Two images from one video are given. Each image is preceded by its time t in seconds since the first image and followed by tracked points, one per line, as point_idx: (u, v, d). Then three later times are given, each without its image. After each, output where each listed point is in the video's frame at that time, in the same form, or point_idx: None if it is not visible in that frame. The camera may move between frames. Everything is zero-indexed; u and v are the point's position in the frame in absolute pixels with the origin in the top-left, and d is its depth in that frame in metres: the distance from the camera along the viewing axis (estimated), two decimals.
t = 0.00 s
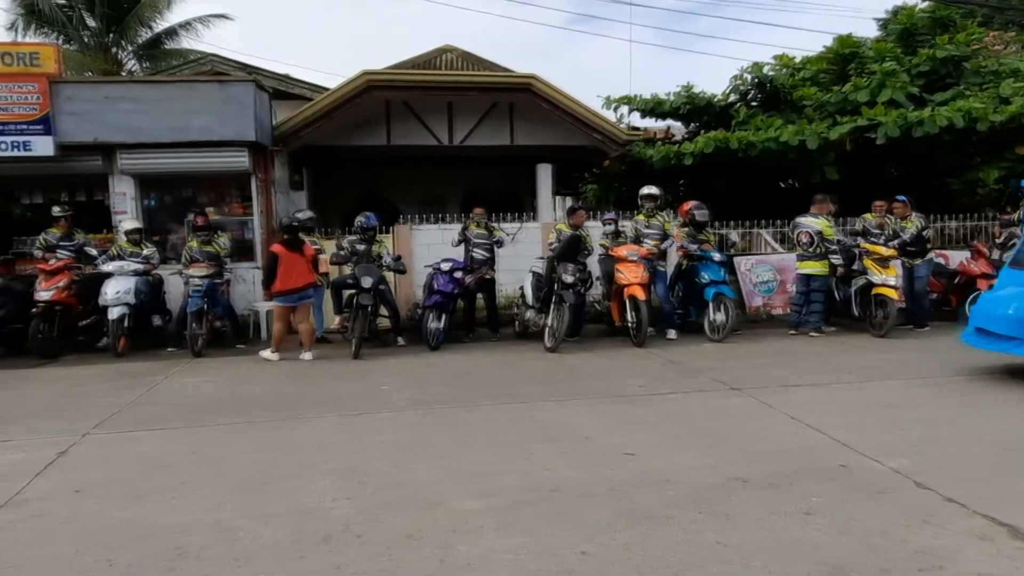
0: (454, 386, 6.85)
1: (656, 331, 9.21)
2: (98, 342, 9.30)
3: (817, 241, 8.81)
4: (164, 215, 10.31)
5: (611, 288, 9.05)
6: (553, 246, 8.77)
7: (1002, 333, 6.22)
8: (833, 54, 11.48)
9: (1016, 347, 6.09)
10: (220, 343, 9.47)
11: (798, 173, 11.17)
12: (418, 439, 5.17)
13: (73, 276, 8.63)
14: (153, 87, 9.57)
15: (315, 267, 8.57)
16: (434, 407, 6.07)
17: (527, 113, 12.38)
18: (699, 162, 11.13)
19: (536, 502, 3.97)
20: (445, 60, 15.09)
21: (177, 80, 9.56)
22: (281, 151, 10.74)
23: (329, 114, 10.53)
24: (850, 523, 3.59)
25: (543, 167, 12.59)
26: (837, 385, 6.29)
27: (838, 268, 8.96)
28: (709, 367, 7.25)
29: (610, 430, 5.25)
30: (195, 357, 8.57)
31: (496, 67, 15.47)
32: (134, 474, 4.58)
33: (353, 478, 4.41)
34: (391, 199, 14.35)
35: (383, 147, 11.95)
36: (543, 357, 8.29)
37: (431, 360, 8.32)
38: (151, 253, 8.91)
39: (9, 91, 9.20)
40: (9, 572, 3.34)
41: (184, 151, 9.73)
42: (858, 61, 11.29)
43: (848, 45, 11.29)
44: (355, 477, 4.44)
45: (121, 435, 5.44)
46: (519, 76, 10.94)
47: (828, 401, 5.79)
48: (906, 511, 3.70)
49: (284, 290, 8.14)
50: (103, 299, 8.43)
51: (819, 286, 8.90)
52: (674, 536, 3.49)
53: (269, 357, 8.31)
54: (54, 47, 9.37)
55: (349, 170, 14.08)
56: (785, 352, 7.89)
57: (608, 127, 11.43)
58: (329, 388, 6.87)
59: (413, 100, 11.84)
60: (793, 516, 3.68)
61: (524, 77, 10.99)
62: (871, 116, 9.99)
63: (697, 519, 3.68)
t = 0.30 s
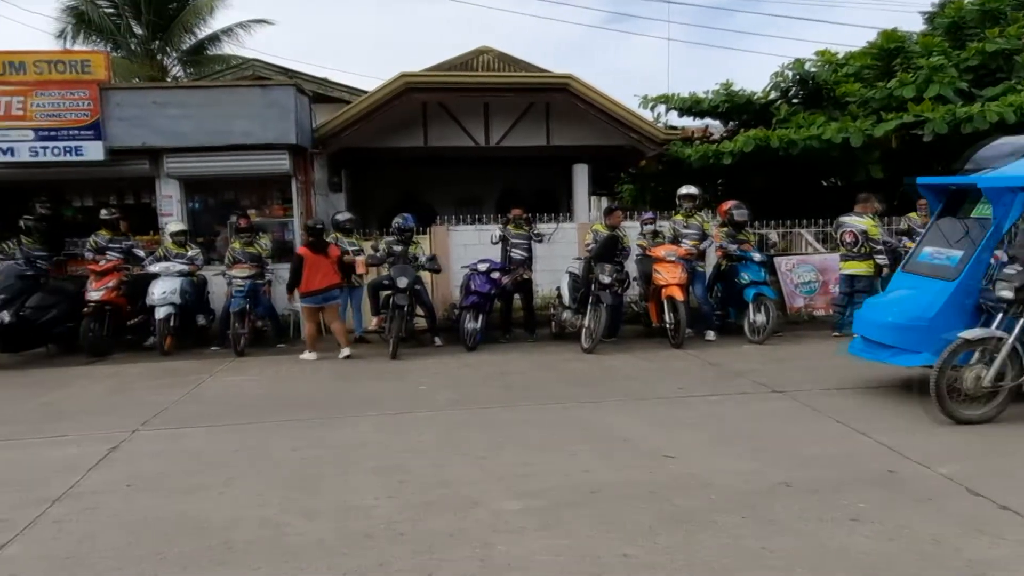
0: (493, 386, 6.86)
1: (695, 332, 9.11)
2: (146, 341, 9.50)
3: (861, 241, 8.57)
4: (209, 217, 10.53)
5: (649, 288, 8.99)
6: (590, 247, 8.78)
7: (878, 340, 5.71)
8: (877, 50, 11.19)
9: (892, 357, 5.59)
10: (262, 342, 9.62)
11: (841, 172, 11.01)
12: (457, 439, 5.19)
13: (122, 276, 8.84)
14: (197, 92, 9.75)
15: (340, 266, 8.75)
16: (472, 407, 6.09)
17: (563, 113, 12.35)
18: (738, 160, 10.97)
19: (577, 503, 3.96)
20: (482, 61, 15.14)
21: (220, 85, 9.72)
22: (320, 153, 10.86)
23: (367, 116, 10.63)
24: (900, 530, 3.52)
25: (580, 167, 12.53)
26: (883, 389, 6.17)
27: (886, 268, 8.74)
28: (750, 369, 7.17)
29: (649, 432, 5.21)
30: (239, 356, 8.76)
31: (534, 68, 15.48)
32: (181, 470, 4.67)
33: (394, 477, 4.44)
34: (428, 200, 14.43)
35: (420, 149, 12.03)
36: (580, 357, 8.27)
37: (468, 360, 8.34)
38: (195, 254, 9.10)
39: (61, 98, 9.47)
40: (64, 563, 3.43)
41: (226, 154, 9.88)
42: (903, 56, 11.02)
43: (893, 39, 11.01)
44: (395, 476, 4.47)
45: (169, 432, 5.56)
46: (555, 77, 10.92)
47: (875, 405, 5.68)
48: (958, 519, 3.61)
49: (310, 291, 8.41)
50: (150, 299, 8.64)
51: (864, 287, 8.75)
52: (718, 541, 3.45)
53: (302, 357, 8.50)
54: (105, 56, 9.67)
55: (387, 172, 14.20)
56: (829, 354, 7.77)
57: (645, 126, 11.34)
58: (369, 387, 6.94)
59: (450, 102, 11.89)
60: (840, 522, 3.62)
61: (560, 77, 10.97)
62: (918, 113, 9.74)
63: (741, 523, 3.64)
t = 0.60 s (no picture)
0: (532, 386, 6.88)
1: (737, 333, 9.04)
2: (192, 341, 9.70)
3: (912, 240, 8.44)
4: (254, 219, 10.74)
5: (689, 289, 8.91)
6: (630, 247, 8.72)
7: (738, 351, 5.44)
8: (928, 44, 11.01)
9: (750, 369, 5.34)
10: (304, 342, 9.84)
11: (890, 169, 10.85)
12: (498, 439, 5.22)
13: (171, 276, 9.06)
14: (242, 96, 9.96)
15: (370, 267, 8.97)
16: (512, 407, 6.12)
17: (602, 113, 12.31)
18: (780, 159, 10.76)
19: (618, 505, 3.96)
20: (521, 62, 15.18)
21: (265, 89, 9.92)
22: (361, 156, 10.98)
23: (406, 118, 10.72)
24: (949, 539, 3.44)
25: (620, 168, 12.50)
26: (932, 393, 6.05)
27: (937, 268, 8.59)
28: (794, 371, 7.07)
29: (690, 434, 5.18)
30: (282, 355, 8.93)
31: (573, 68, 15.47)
32: (227, 466, 4.79)
33: (435, 476, 4.49)
34: (467, 201, 14.51)
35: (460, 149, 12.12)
36: (620, 358, 8.24)
37: (507, 360, 8.35)
38: (241, 255, 9.29)
39: (113, 104, 9.74)
40: (118, 555, 3.55)
41: (269, 157, 10.07)
42: (955, 49, 10.77)
43: (943, 32, 10.74)
44: (437, 475, 4.52)
45: (215, 429, 5.69)
46: (594, 77, 10.90)
47: (924, 410, 5.57)
48: (1012, 528, 3.53)
49: (341, 292, 8.58)
50: (198, 299, 8.84)
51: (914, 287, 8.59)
52: (762, 546, 3.42)
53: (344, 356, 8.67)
54: (155, 62, 9.93)
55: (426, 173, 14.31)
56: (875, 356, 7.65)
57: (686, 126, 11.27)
58: (410, 387, 7.01)
59: (488, 103, 11.94)
60: (889, 529, 3.56)
61: (598, 77, 10.95)
62: (970, 108, 9.53)
63: (785, 528, 3.60)
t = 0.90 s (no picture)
0: (575, 387, 6.88)
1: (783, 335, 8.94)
2: (240, 339, 9.93)
3: (968, 240, 8.23)
4: (299, 221, 10.94)
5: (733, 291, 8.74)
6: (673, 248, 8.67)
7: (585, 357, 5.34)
8: (984, 36, 10.70)
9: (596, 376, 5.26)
10: (347, 341, 10.04)
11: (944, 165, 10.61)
12: (541, 440, 5.23)
13: (221, 277, 9.28)
14: (289, 100, 10.13)
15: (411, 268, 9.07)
16: (555, 408, 6.13)
17: (644, 113, 12.18)
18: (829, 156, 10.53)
19: (662, 508, 3.95)
20: (562, 62, 15.17)
21: (310, 93, 10.07)
22: (403, 157, 11.11)
23: (447, 119, 10.80)
24: (1007, 549, 3.36)
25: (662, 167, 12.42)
26: (988, 398, 5.89)
27: (995, 268, 8.37)
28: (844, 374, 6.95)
29: (735, 437, 5.13)
30: (326, 355, 9.06)
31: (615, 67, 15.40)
32: (276, 463, 4.88)
33: (479, 477, 4.52)
34: (507, 201, 14.57)
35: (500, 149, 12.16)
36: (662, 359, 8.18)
37: (549, 360, 8.36)
38: (287, 256, 9.55)
39: (165, 110, 10.02)
40: (174, 548, 3.65)
41: (314, 160, 10.25)
42: (1013, 41, 10.52)
43: (1001, 24, 10.51)
44: (480, 475, 4.55)
45: (263, 426, 5.81)
46: (636, 75, 10.75)
47: (980, 415, 5.43)
48: None
49: (381, 292, 8.68)
50: (246, 299, 8.99)
51: (970, 288, 8.36)
52: (811, 553, 3.38)
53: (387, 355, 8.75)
54: (204, 69, 10.18)
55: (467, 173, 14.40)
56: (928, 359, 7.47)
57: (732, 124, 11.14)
58: (453, 387, 7.06)
59: (529, 103, 11.95)
60: (943, 538, 3.48)
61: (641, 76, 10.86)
62: None
63: (835, 535, 3.55)
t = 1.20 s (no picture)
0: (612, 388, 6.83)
1: (826, 337, 8.80)
2: (280, 339, 10.10)
3: (1018, 240, 8.06)
4: (338, 222, 11.07)
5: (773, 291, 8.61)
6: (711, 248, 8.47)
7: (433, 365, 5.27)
8: None
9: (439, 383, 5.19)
10: (386, 341, 10.14)
11: (993, 161, 10.38)
12: (578, 441, 5.22)
13: (262, 277, 9.44)
14: (327, 103, 10.26)
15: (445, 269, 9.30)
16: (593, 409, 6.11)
17: (681, 111, 12.05)
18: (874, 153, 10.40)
19: (703, 512, 3.91)
20: (598, 62, 15.10)
21: (348, 96, 10.18)
22: (440, 158, 11.16)
23: (483, 120, 10.84)
24: None
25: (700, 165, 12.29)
26: None
27: None
28: (890, 377, 6.80)
29: (778, 441, 5.05)
30: (364, 355, 9.16)
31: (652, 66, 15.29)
32: (318, 461, 4.95)
33: (519, 477, 4.53)
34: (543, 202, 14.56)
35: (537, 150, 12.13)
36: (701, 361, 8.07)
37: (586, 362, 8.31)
38: (325, 256, 9.67)
39: (209, 115, 10.22)
40: (221, 543, 3.72)
41: (352, 161, 10.37)
42: None
43: None
44: (521, 476, 4.55)
45: (305, 425, 5.89)
46: (675, 74, 10.65)
47: None
48: None
49: (419, 292, 8.85)
50: (286, 300, 9.13)
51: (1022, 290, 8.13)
52: (859, 560, 3.32)
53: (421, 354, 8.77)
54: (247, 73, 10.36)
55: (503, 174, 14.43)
56: (977, 363, 7.28)
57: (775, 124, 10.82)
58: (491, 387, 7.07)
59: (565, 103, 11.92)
60: (999, 547, 3.39)
61: (679, 74, 10.74)
62: None
63: (884, 543, 3.48)
